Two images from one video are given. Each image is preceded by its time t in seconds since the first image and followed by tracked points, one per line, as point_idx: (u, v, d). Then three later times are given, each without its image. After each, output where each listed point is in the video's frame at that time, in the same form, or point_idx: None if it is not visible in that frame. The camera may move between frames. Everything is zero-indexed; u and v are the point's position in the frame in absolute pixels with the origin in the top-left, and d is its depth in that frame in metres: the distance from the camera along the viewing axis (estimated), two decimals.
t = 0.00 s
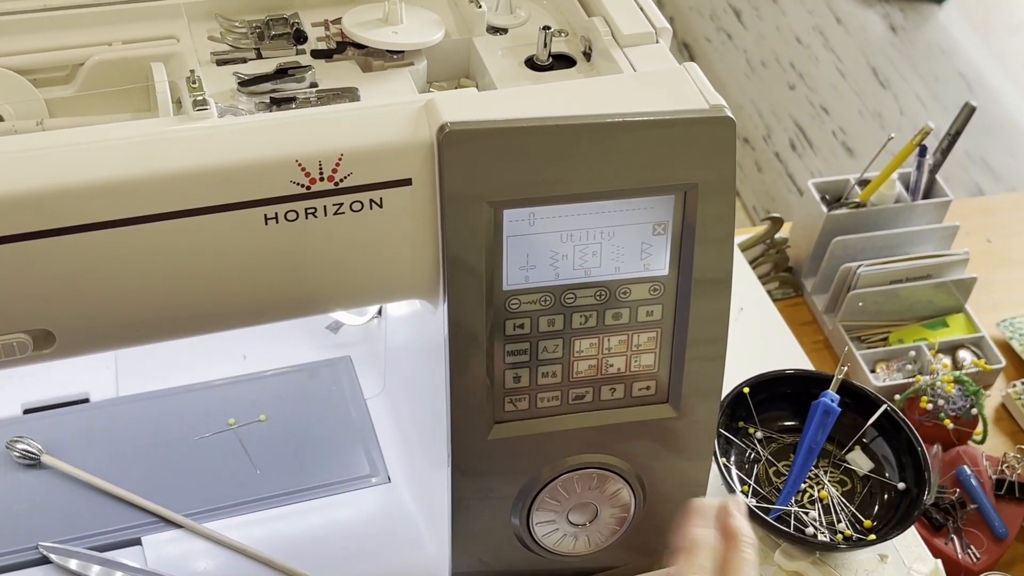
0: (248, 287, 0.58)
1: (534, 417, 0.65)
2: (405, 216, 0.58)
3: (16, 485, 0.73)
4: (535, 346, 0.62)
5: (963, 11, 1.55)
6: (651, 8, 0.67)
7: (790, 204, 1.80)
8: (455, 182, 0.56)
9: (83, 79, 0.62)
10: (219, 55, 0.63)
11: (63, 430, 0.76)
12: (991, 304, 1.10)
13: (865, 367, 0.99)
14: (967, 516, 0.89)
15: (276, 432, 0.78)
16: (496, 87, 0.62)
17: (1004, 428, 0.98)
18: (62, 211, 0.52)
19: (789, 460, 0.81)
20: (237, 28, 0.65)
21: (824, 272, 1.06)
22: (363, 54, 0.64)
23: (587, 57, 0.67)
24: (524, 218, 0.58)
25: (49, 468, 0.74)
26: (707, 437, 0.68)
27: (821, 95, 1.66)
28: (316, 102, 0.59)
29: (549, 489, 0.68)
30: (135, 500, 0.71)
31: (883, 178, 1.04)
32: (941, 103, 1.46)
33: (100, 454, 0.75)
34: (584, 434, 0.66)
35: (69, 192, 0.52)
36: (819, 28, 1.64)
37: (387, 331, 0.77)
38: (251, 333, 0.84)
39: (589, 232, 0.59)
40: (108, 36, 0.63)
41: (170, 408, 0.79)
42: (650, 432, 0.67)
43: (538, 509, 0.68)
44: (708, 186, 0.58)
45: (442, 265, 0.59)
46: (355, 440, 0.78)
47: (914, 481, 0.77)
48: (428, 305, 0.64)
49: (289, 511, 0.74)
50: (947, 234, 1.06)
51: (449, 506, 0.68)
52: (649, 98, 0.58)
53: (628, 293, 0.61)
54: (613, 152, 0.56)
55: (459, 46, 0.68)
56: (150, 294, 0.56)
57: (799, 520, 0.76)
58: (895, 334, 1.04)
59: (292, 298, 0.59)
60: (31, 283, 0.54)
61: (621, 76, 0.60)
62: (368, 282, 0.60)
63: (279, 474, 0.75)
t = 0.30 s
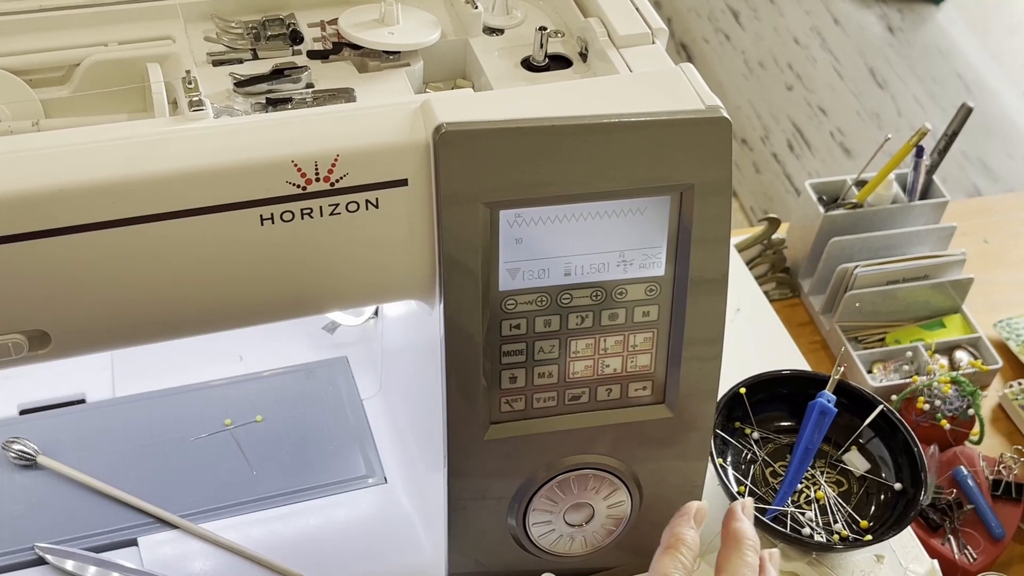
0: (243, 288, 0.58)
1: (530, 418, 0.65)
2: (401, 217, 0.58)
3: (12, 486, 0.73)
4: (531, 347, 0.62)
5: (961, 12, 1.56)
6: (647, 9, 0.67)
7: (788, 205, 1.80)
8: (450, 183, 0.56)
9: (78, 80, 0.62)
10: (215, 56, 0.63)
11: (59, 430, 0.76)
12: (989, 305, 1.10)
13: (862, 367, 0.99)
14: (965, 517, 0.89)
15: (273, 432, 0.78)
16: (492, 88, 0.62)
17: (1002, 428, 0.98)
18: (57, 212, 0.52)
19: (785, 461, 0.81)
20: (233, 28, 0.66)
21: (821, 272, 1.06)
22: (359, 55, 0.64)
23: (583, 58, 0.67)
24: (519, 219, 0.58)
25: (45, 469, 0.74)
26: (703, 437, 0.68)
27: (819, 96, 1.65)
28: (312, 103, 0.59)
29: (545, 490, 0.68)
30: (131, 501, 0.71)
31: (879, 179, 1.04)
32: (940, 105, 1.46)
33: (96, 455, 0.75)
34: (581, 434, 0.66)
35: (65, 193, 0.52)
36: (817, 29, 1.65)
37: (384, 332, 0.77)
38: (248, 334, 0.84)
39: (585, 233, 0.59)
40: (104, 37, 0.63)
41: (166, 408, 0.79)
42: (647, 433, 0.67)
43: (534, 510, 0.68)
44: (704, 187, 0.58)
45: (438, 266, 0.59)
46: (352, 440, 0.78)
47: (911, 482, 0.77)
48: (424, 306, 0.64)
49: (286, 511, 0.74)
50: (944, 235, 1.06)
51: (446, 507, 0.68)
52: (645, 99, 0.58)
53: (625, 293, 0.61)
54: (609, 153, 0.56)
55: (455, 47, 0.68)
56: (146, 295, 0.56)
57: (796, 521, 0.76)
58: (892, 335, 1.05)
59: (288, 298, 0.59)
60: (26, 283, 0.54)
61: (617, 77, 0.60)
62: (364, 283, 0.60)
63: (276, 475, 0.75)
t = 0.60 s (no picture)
0: (242, 288, 0.58)
1: (529, 418, 0.65)
2: (400, 217, 0.58)
3: (10, 487, 0.73)
4: (530, 347, 0.62)
5: (957, 15, 1.58)
6: (645, 9, 0.67)
7: (786, 205, 1.78)
8: (449, 183, 0.56)
9: (77, 80, 0.61)
10: (214, 56, 0.63)
11: (57, 431, 0.76)
12: (986, 305, 1.10)
13: (860, 368, 0.99)
14: (962, 517, 0.89)
15: (271, 433, 0.78)
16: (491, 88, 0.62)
17: (1000, 428, 0.98)
18: (55, 212, 0.52)
19: (784, 461, 0.81)
20: (231, 29, 0.65)
21: (819, 272, 1.06)
22: (358, 55, 0.64)
23: (581, 58, 0.67)
24: (518, 219, 0.57)
25: (43, 470, 0.74)
26: (702, 437, 0.68)
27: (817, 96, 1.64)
28: (310, 103, 0.59)
29: (544, 490, 0.68)
30: (130, 502, 0.71)
31: (877, 180, 1.04)
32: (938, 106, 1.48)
33: (95, 455, 0.75)
34: (579, 435, 0.66)
35: (64, 193, 0.52)
36: (815, 29, 1.66)
37: (383, 333, 0.77)
38: (246, 334, 0.84)
39: (584, 233, 0.59)
40: (102, 37, 0.63)
41: (165, 409, 0.79)
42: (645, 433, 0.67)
43: (533, 510, 0.68)
44: (702, 187, 0.58)
45: (436, 266, 0.59)
46: (351, 441, 0.78)
47: (909, 482, 0.77)
48: (423, 307, 0.64)
49: (284, 512, 0.73)
50: (942, 235, 1.06)
51: (444, 507, 0.68)
52: (643, 99, 0.58)
53: (623, 294, 0.61)
54: (608, 153, 0.56)
55: (454, 47, 0.67)
56: (144, 296, 0.56)
57: (795, 521, 0.76)
58: (890, 335, 1.05)
59: (286, 299, 0.59)
60: (24, 283, 0.54)
61: (616, 77, 0.60)
62: (363, 283, 0.60)
63: (274, 475, 0.75)
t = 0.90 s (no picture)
0: (240, 289, 0.58)
1: (527, 419, 0.65)
2: (398, 217, 0.58)
3: (7, 488, 0.73)
4: (529, 347, 0.62)
5: (956, 15, 1.60)
6: (645, 8, 0.67)
7: (785, 205, 1.76)
8: (448, 184, 0.55)
9: (74, 80, 0.61)
10: (212, 56, 0.63)
11: (54, 432, 0.76)
12: (985, 305, 1.10)
13: (859, 368, 0.99)
14: (961, 517, 0.89)
15: (269, 434, 0.78)
16: (489, 88, 0.62)
17: (999, 428, 0.98)
18: (53, 212, 0.52)
19: (783, 462, 0.81)
20: (229, 28, 0.65)
21: (819, 272, 1.06)
22: (356, 55, 0.64)
23: (580, 58, 0.67)
24: (517, 220, 0.57)
25: (40, 471, 0.74)
26: (701, 438, 0.68)
27: (815, 96, 1.64)
28: (309, 103, 0.59)
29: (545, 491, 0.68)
30: (127, 502, 0.71)
31: (876, 179, 1.04)
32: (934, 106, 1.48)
33: (92, 456, 0.75)
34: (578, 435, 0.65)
35: (62, 193, 0.51)
36: (813, 30, 1.66)
37: (381, 332, 0.77)
38: (244, 335, 0.84)
39: (583, 233, 0.58)
40: (100, 37, 0.63)
41: (163, 409, 0.79)
42: (644, 433, 0.67)
43: (532, 511, 0.69)
44: (702, 187, 0.58)
45: (435, 267, 0.59)
46: (349, 441, 0.78)
47: (909, 482, 0.77)
48: (421, 307, 0.64)
49: (283, 513, 0.73)
50: (941, 235, 1.06)
51: (443, 507, 0.67)
52: (643, 98, 0.58)
53: (623, 294, 0.61)
54: (607, 153, 0.56)
55: (452, 46, 0.67)
56: (143, 296, 0.56)
57: (794, 522, 0.76)
58: (889, 335, 1.05)
59: (284, 299, 0.59)
60: (21, 284, 0.54)
61: (615, 76, 0.60)
62: (362, 284, 0.60)
63: (272, 476, 0.75)
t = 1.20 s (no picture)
0: (232, 285, 0.58)
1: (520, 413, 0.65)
2: (390, 212, 0.58)
3: None
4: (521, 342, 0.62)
5: (951, 14, 1.59)
6: (637, 3, 0.67)
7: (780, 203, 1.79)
8: (440, 179, 0.55)
9: (66, 75, 0.61)
10: (204, 51, 0.63)
11: (47, 428, 0.76)
12: (980, 302, 1.10)
13: (852, 364, 0.99)
14: (955, 513, 0.88)
15: (262, 430, 0.78)
16: (481, 83, 0.62)
17: (993, 424, 0.99)
18: (44, 206, 0.52)
19: (777, 457, 0.81)
20: (222, 24, 0.65)
21: (813, 269, 1.06)
22: (349, 50, 0.64)
23: (573, 53, 0.67)
24: (509, 215, 0.57)
25: (33, 467, 0.74)
26: (694, 433, 0.69)
27: (810, 95, 1.65)
28: (301, 97, 0.59)
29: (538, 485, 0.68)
30: (120, 498, 0.71)
31: (870, 176, 1.04)
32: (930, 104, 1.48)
33: (85, 453, 0.75)
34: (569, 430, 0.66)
35: (53, 188, 0.51)
36: (808, 28, 1.66)
37: (375, 329, 0.77)
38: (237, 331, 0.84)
39: (575, 227, 0.58)
40: (91, 32, 0.63)
41: (156, 405, 0.79)
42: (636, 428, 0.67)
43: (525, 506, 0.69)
44: (694, 183, 0.58)
45: (427, 261, 0.59)
46: (342, 437, 0.78)
47: (902, 477, 0.77)
48: (414, 302, 0.64)
49: (276, 508, 0.73)
50: (935, 232, 1.06)
51: (435, 503, 0.68)
52: (635, 93, 0.58)
53: (615, 289, 0.61)
54: (599, 147, 0.56)
55: (445, 42, 0.67)
56: (135, 291, 0.56)
57: (787, 516, 0.76)
58: (883, 332, 1.05)
59: (277, 294, 0.59)
60: (13, 279, 0.54)
61: (606, 71, 0.60)
62: (354, 278, 0.60)
63: (266, 471, 0.75)
